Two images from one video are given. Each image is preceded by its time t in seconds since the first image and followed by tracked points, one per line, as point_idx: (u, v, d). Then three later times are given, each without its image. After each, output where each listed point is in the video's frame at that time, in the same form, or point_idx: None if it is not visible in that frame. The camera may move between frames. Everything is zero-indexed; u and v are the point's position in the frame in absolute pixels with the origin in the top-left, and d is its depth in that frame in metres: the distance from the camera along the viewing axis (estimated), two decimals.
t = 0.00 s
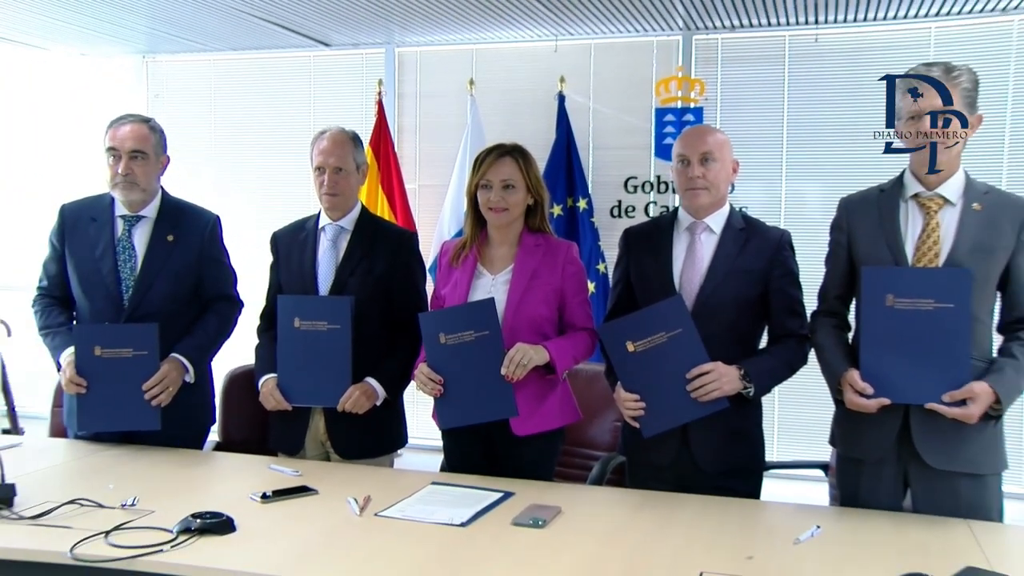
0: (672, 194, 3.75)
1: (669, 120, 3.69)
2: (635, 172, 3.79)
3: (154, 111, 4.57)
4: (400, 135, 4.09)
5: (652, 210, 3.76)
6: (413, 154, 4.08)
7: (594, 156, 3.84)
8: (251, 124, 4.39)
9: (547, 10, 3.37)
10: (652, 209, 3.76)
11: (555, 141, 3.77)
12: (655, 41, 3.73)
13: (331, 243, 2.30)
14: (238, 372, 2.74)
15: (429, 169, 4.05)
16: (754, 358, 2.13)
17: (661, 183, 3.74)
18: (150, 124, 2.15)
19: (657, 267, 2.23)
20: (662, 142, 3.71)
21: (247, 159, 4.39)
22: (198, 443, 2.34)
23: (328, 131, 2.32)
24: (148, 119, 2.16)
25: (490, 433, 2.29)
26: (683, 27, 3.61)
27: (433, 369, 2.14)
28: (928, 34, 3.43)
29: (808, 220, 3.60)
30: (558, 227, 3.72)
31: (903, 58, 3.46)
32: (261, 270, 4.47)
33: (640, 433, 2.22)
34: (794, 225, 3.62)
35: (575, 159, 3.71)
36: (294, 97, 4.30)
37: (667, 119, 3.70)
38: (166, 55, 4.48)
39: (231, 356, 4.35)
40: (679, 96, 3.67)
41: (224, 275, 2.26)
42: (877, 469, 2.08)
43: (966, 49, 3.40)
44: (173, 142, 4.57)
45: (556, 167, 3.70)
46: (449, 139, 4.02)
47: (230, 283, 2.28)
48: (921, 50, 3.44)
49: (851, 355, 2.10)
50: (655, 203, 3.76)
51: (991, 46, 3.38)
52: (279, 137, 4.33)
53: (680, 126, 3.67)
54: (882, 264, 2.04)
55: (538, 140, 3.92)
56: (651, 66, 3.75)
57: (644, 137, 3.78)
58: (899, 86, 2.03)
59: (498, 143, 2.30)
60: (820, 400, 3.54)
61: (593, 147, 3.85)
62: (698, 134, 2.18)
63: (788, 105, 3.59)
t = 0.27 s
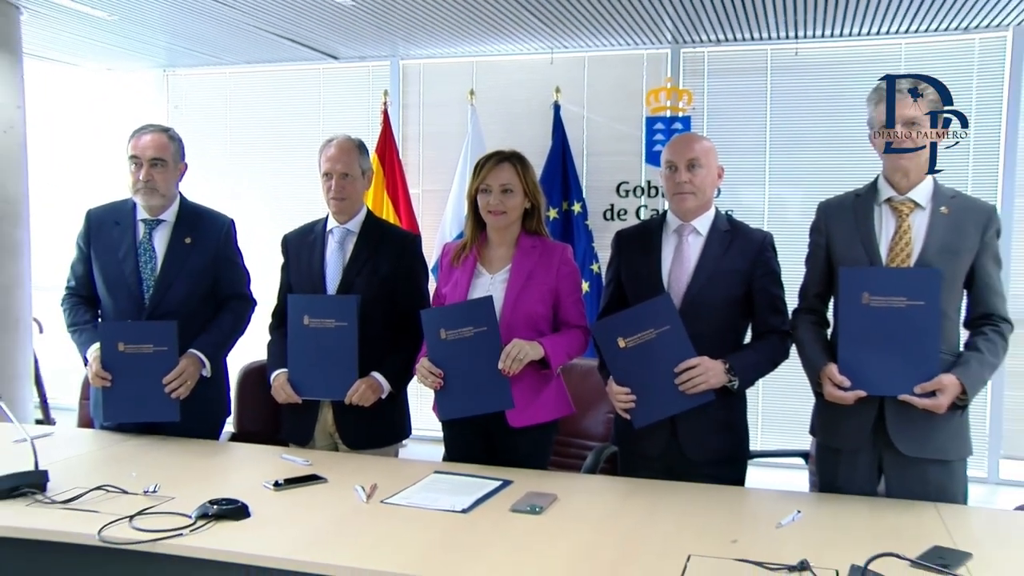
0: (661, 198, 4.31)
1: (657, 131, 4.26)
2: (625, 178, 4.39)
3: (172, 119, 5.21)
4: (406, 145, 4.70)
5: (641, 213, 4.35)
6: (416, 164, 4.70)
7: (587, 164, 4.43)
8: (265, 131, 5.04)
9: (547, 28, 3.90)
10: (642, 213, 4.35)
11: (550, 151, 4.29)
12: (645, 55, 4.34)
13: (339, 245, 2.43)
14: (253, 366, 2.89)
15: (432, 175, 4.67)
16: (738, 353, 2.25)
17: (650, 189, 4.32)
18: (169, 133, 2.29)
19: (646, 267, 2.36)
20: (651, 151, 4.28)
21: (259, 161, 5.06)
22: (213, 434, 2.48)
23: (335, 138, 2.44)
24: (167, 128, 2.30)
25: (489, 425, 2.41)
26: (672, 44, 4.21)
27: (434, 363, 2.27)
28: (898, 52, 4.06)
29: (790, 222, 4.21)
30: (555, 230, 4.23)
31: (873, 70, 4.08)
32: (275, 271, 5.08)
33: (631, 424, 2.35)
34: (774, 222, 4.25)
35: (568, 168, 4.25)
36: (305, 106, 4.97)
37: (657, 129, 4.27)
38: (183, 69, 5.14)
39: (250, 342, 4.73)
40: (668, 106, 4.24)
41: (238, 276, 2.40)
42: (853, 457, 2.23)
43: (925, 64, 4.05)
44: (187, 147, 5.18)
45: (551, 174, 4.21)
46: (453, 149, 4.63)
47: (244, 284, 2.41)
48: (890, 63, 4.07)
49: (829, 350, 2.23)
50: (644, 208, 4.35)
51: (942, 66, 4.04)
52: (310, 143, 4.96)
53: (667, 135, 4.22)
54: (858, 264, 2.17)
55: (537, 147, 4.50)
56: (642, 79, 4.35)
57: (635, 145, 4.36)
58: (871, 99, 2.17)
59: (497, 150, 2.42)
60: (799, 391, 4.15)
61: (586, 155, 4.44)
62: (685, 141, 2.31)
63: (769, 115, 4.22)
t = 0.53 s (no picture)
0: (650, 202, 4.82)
1: (648, 137, 4.75)
2: (617, 182, 4.85)
3: (197, 127, 5.75)
4: (411, 154, 5.22)
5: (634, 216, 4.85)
6: (422, 169, 5.21)
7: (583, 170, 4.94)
8: (285, 139, 5.56)
9: (540, 39, 4.29)
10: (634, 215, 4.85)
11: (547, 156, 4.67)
12: (638, 65, 4.82)
13: (347, 247, 2.56)
14: (266, 361, 3.03)
15: (437, 179, 5.15)
16: (726, 348, 2.37)
17: (641, 193, 4.81)
18: (185, 141, 2.41)
19: (638, 267, 2.49)
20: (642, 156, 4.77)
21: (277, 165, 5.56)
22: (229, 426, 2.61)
23: (343, 145, 2.56)
24: (183, 137, 2.42)
25: (490, 417, 2.54)
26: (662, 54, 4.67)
27: (437, 358, 2.38)
28: (876, 61, 4.47)
29: (773, 222, 4.66)
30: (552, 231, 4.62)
31: (845, 79, 4.51)
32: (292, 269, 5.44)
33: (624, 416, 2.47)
34: (760, 224, 4.68)
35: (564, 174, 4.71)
36: (315, 112, 5.48)
37: (648, 135, 4.76)
38: (202, 80, 5.67)
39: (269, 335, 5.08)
40: (659, 113, 4.76)
41: (252, 276, 2.53)
42: (834, 447, 2.35)
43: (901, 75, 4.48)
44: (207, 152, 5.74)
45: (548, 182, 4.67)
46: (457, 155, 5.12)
47: (257, 283, 2.54)
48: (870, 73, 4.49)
49: (812, 345, 2.35)
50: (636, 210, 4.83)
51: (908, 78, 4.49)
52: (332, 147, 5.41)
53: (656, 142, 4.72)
54: (840, 263, 2.29)
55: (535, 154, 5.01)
56: (633, 88, 4.84)
57: (626, 150, 4.87)
58: (852, 105, 2.28)
59: (497, 155, 2.55)
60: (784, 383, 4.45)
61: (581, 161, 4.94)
62: (675, 147, 2.43)
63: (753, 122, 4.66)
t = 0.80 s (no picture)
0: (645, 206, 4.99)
1: (642, 143, 4.91)
2: (613, 186, 5.03)
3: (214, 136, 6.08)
4: (417, 159, 5.45)
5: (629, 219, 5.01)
6: (427, 175, 5.45)
7: (580, 175, 5.11)
8: (299, 149, 5.84)
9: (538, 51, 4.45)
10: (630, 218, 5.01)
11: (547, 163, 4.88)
12: (632, 76, 5.02)
13: (356, 249, 2.69)
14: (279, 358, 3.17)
15: (440, 185, 5.39)
16: (716, 344, 2.50)
17: (635, 197, 4.98)
18: (202, 149, 2.53)
19: (632, 267, 2.62)
20: (637, 162, 4.93)
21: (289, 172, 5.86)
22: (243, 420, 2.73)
23: (352, 152, 2.69)
24: (200, 144, 2.54)
25: (492, 410, 2.66)
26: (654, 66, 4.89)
27: (441, 354, 2.50)
28: (858, 71, 4.72)
29: (761, 224, 4.88)
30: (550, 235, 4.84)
31: (830, 88, 4.74)
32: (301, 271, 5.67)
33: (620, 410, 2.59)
34: (749, 227, 4.91)
35: (563, 179, 4.89)
36: (324, 120, 5.77)
37: (642, 141, 4.91)
38: (218, 91, 5.98)
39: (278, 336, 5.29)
40: (651, 122, 4.91)
41: (265, 278, 2.66)
42: (819, 439, 2.47)
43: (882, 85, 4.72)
44: (224, 159, 6.06)
45: (547, 187, 4.86)
46: (459, 162, 5.34)
47: (270, 284, 2.68)
48: (854, 83, 4.72)
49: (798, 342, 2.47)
50: (632, 213, 5.00)
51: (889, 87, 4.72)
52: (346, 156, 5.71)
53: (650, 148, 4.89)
54: (825, 263, 2.41)
55: (534, 161, 5.20)
56: (628, 97, 5.04)
57: (621, 156, 5.03)
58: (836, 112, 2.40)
59: (497, 162, 2.67)
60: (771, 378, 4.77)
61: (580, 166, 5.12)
62: (668, 154, 2.55)
63: (743, 129, 4.87)
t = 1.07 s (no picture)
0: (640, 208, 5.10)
1: (637, 147, 5.02)
2: (609, 190, 5.14)
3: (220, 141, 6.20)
4: (418, 163, 5.55)
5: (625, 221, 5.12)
6: (428, 178, 5.55)
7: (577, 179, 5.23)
8: (302, 153, 5.95)
9: (539, 59, 4.54)
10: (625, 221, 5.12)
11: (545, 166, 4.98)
12: (627, 84, 5.13)
13: (361, 250, 2.78)
14: (286, 356, 3.27)
15: (440, 189, 5.49)
16: (709, 341, 2.58)
17: (631, 200, 5.09)
18: (211, 153, 2.62)
19: (627, 267, 2.71)
20: (632, 165, 5.04)
21: (292, 176, 5.97)
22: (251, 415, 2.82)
23: (357, 156, 2.77)
24: (210, 149, 2.62)
25: (493, 406, 2.74)
26: (648, 74, 5.00)
27: (444, 351, 2.59)
28: (846, 78, 4.86)
29: (751, 227, 4.98)
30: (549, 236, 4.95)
31: (820, 94, 4.86)
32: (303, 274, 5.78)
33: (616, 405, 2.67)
34: (740, 228, 5.01)
35: (561, 181, 4.99)
36: (328, 126, 5.87)
37: (637, 145, 5.01)
38: (226, 98, 6.11)
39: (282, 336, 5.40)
40: (645, 127, 5.04)
41: (273, 278, 2.75)
42: (809, 433, 2.55)
43: (869, 91, 4.85)
44: (230, 163, 6.18)
45: (545, 190, 4.96)
46: (459, 166, 5.44)
47: (277, 284, 2.76)
48: (844, 89, 4.85)
49: (789, 339, 2.55)
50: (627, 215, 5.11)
51: (877, 93, 4.86)
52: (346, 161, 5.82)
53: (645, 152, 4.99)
54: (815, 263, 2.49)
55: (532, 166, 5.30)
56: (623, 103, 5.14)
57: (617, 160, 5.14)
58: (825, 117, 2.50)
59: (497, 166, 2.76)
60: (762, 375, 4.93)
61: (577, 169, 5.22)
62: (661, 158, 2.64)
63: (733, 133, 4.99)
